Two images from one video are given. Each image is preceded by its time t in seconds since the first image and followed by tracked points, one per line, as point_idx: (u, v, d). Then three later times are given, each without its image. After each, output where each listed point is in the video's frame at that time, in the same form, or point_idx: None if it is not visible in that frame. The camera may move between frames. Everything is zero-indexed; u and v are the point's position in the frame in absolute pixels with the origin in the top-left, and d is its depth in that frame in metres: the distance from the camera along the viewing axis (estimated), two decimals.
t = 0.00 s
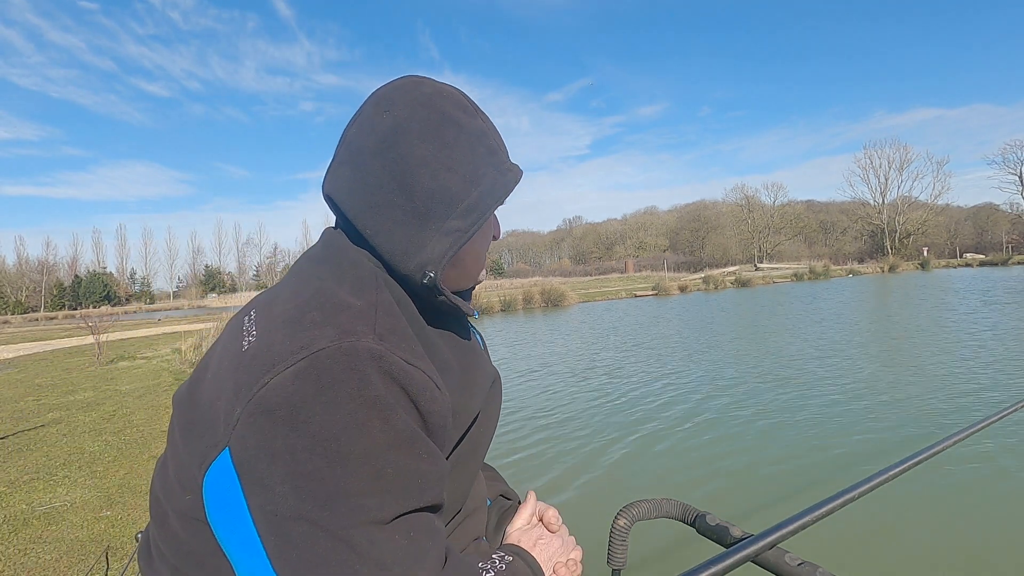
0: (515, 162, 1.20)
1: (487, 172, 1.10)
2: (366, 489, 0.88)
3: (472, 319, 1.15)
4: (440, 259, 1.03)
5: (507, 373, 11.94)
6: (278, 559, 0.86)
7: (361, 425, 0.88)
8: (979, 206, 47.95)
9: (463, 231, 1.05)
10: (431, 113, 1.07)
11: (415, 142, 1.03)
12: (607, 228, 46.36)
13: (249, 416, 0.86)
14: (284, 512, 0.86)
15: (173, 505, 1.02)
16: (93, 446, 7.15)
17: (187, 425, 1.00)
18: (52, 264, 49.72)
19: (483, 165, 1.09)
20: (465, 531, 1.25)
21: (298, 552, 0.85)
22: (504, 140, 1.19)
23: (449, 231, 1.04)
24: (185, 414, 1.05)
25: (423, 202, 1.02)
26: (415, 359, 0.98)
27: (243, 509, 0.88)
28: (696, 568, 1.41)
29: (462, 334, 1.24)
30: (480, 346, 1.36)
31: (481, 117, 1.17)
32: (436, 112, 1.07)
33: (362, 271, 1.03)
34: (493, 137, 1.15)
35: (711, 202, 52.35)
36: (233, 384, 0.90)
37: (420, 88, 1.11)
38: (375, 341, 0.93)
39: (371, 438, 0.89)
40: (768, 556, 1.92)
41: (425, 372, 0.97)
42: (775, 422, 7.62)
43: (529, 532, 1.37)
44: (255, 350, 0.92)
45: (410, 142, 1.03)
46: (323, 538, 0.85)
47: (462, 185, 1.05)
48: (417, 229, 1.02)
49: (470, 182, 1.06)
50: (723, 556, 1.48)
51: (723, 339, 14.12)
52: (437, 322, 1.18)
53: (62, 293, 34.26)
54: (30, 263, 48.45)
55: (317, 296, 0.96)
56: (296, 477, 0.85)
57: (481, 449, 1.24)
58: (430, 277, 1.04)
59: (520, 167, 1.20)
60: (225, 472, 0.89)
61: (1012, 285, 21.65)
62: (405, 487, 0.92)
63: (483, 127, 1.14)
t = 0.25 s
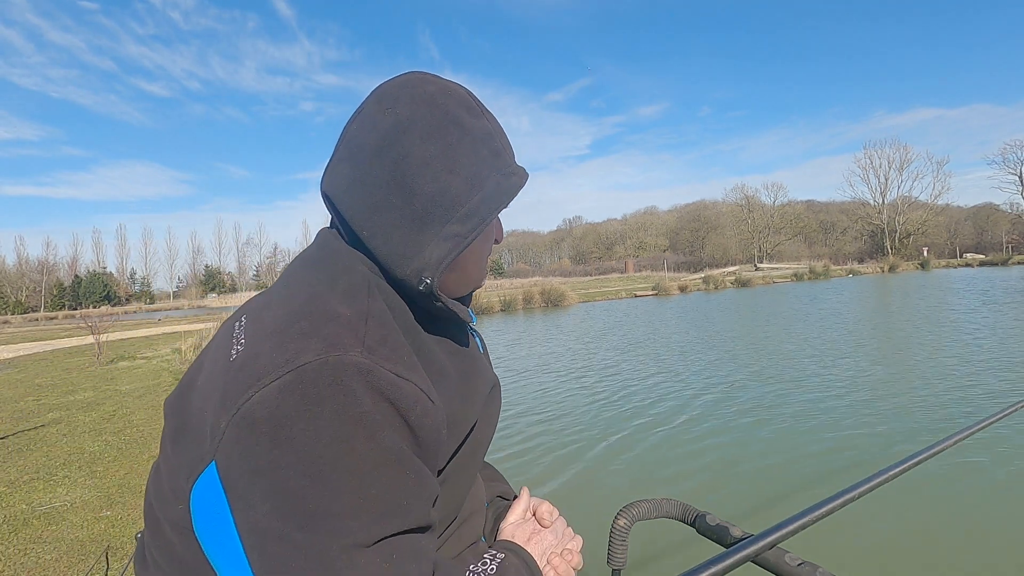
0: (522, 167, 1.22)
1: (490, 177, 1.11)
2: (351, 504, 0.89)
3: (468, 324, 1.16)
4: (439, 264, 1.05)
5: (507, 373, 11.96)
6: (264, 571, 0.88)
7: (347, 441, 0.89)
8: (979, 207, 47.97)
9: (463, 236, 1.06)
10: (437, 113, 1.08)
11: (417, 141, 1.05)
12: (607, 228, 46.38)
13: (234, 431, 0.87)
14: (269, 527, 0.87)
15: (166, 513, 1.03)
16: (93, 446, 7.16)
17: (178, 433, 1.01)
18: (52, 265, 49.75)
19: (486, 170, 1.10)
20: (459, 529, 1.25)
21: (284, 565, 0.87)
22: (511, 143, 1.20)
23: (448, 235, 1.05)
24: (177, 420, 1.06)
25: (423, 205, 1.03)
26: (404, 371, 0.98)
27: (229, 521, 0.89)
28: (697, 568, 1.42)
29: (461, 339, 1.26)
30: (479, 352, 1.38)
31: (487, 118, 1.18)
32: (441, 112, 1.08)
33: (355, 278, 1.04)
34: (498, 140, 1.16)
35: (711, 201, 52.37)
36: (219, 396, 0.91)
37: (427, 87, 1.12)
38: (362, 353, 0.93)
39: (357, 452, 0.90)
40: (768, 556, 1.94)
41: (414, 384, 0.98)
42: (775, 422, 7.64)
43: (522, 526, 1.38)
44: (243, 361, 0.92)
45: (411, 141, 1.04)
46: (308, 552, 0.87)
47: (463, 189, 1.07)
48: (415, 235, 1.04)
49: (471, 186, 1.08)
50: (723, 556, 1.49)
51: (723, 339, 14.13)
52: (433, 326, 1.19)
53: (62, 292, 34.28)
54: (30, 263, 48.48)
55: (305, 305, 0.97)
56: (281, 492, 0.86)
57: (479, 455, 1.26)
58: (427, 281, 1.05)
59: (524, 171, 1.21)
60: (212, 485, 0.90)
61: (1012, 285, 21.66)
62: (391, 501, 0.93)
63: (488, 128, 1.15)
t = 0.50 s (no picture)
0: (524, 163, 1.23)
1: (490, 176, 1.11)
2: (325, 527, 0.86)
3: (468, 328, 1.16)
4: (438, 267, 1.05)
5: (507, 373, 11.95)
6: None
7: (325, 462, 0.87)
8: (979, 207, 47.96)
9: (463, 236, 1.07)
10: (436, 108, 1.08)
11: (415, 138, 1.05)
12: (607, 228, 46.37)
13: (210, 446, 0.86)
14: (239, 551, 0.84)
15: (156, 522, 1.03)
16: (93, 447, 7.15)
17: (165, 442, 1.01)
18: (52, 265, 49.74)
19: (486, 170, 1.11)
20: (462, 535, 1.25)
21: None
22: (511, 138, 1.20)
23: (448, 235, 1.06)
24: (165, 427, 1.06)
25: (421, 206, 1.03)
26: (390, 388, 0.96)
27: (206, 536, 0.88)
28: (697, 568, 1.42)
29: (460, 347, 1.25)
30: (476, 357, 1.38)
31: (488, 112, 1.17)
32: (440, 108, 1.09)
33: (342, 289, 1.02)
34: (499, 137, 1.16)
35: (711, 201, 52.34)
36: (198, 409, 0.89)
37: (425, 80, 1.12)
38: (344, 369, 0.91)
39: (336, 473, 0.88)
40: (769, 557, 1.93)
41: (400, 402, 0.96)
42: (775, 422, 7.63)
43: (522, 544, 1.41)
44: (222, 374, 0.91)
45: (410, 137, 1.04)
46: None
47: (463, 189, 1.07)
48: (414, 237, 1.04)
49: (471, 185, 1.08)
50: (723, 556, 1.49)
51: (723, 339, 14.12)
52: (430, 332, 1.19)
53: (62, 293, 34.27)
54: (30, 263, 48.47)
55: (290, 316, 0.95)
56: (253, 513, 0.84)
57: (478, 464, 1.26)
58: (425, 285, 1.05)
59: (525, 168, 1.22)
60: (192, 499, 0.89)
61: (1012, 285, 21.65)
62: (370, 527, 0.91)
63: (488, 124, 1.15)
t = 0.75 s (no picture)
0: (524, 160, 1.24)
1: (491, 175, 1.12)
2: (278, 546, 0.82)
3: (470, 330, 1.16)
4: (439, 268, 1.05)
5: (507, 373, 11.94)
6: None
7: (281, 479, 0.82)
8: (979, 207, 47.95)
9: (464, 237, 1.07)
10: (436, 103, 1.09)
11: (416, 135, 1.05)
12: (607, 228, 46.38)
13: (177, 446, 0.84)
14: (189, 563, 0.81)
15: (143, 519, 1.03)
16: (93, 446, 7.15)
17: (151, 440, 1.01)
18: (52, 265, 49.77)
19: (487, 168, 1.12)
20: (463, 542, 1.25)
21: None
22: (512, 134, 1.21)
23: (449, 237, 1.06)
24: (156, 428, 1.06)
25: (422, 205, 1.04)
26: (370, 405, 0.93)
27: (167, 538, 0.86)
28: (697, 568, 1.42)
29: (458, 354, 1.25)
30: (474, 363, 1.38)
31: (487, 108, 1.18)
32: (440, 104, 1.09)
33: (328, 296, 1.00)
34: (500, 134, 1.17)
35: (711, 201, 52.37)
36: (173, 407, 0.88)
37: (424, 76, 1.12)
38: (320, 380, 0.88)
39: (300, 490, 0.84)
40: (769, 556, 1.93)
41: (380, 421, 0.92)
42: (775, 422, 7.63)
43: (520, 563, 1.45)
44: (203, 375, 0.90)
45: (410, 135, 1.05)
46: None
47: (465, 187, 1.08)
48: (416, 237, 1.04)
49: (472, 184, 1.09)
50: (723, 556, 1.48)
51: (723, 339, 14.12)
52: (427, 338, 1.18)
53: (62, 293, 34.28)
54: (30, 263, 48.48)
55: (272, 322, 0.93)
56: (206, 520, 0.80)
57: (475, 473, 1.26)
58: (427, 288, 1.05)
59: (526, 164, 1.22)
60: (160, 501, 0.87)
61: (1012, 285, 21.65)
62: (326, 558, 0.85)
63: (488, 120, 1.16)
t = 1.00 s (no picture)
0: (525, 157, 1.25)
1: (491, 172, 1.12)
2: (240, 550, 0.80)
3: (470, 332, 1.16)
4: (441, 267, 1.05)
5: (507, 373, 11.93)
6: None
7: (246, 485, 0.81)
8: (979, 207, 47.98)
9: (466, 235, 1.07)
10: (436, 99, 1.10)
11: (416, 132, 1.05)
12: (607, 228, 46.38)
13: (156, 440, 0.84)
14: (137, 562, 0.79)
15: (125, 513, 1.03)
16: (93, 446, 7.15)
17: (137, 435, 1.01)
18: (52, 265, 49.78)
19: (487, 165, 1.12)
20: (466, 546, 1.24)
21: None
22: (513, 131, 1.22)
23: (450, 235, 1.06)
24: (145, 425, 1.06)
25: (422, 203, 1.04)
26: (353, 413, 0.92)
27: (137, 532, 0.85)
28: (697, 567, 1.41)
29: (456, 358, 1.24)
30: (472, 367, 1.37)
31: (488, 106, 1.19)
32: (441, 100, 1.10)
33: (320, 300, 1.00)
34: (501, 132, 1.18)
35: (711, 201, 52.36)
36: (154, 403, 0.88)
37: (423, 73, 1.13)
38: (302, 386, 0.88)
39: (271, 497, 0.83)
40: (769, 557, 1.93)
41: (359, 432, 0.92)
42: (775, 422, 7.63)
43: None
44: (190, 372, 0.90)
45: (410, 132, 1.05)
46: None
47: (467, 184, 1.08)
48: (417, 235, 1.04)
49: (473, 181, 1.09)
50: (723, 556, 1.48)
51: (723, 339, 14.12)
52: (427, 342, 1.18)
53: (62, 292, 34.28)
54: (30, 263, 48.46)
55: (261, 326, 0.94)
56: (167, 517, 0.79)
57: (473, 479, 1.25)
58: (427, 286, 1.04)
59: (527, 163, 1.23)
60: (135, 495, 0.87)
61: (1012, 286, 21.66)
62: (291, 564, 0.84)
63: (488, 118, 1.16)
